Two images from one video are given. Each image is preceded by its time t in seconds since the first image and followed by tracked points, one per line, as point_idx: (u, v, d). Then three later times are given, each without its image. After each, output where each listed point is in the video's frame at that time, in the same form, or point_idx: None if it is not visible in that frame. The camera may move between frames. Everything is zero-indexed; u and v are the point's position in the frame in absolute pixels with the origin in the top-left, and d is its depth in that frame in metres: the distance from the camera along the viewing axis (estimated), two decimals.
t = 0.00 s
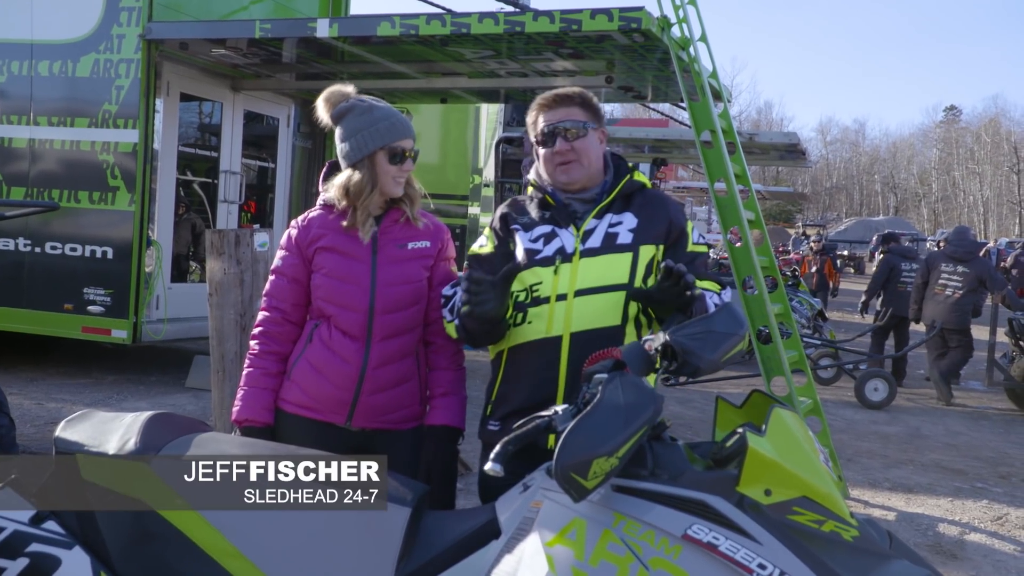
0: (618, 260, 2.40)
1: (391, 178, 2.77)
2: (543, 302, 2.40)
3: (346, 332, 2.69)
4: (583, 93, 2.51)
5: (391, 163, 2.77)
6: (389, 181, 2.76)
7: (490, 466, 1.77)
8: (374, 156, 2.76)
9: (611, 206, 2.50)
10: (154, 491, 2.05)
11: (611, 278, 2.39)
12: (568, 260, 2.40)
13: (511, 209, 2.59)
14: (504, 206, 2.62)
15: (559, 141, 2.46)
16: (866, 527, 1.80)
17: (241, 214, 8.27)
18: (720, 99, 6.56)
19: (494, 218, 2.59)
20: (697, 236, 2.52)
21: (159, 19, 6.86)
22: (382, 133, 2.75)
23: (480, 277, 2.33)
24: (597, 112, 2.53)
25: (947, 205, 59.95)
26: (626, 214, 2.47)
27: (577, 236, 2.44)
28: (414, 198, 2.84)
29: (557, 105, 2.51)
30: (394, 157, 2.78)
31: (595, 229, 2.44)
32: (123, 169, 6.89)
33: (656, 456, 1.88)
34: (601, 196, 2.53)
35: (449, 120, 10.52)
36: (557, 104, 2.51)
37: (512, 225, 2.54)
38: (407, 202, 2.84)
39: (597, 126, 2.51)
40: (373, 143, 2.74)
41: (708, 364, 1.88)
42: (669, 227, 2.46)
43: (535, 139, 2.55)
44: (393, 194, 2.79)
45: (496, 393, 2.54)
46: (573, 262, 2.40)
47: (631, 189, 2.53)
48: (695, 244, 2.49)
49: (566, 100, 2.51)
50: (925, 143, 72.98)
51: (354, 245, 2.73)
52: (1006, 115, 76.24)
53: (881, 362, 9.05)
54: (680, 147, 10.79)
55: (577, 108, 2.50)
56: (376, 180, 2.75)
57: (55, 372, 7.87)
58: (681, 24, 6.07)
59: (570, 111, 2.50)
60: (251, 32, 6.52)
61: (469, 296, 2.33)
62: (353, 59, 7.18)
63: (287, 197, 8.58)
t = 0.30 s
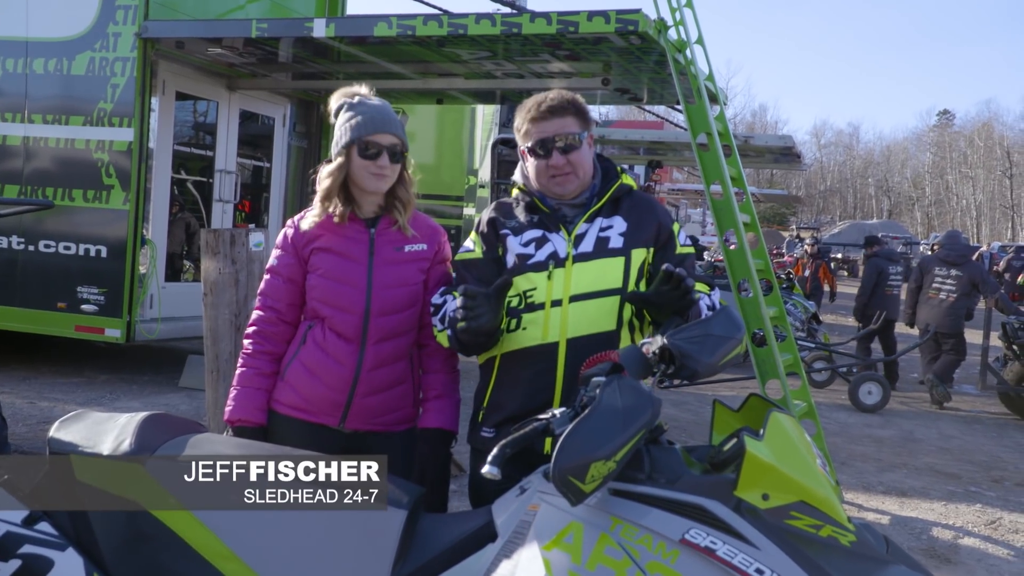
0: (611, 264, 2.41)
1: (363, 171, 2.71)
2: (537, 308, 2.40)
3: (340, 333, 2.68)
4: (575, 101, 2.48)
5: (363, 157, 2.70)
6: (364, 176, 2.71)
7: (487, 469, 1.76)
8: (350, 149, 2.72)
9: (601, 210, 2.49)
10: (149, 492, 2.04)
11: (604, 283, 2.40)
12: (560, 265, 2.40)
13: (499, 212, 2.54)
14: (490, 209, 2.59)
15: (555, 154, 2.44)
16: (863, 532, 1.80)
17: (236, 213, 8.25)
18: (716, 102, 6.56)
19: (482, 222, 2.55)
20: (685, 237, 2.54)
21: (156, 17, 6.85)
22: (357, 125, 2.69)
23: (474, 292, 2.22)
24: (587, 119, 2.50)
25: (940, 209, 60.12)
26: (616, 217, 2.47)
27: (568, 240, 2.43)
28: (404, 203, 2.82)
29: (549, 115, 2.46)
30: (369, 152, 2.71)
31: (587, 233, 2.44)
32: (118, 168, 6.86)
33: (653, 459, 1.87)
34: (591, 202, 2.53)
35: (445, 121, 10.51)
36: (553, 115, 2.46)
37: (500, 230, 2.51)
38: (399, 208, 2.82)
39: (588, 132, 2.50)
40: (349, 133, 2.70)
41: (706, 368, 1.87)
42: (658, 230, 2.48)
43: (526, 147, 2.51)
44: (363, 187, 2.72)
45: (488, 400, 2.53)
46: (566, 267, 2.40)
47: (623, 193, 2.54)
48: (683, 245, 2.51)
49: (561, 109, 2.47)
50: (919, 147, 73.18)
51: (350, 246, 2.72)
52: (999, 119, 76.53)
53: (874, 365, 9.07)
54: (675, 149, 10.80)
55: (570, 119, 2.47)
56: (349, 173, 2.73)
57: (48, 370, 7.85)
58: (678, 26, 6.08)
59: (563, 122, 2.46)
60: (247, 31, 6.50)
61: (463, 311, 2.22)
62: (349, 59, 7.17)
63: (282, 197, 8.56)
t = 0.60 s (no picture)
0: (609, 270, 2.41)
1: (350, 177, 2.71)
2: (537, 315, 2.39)
3: (334, 336, 2.67)
4: (574, 107, 2.46)
5: (348, 163, 2.70)
6: (352, 182, 2.71)
7: (484, 473, 1.76)
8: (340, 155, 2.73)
9: (598, 215, 2.49)
10: (143, 494, 2.03)
11: (603, 288, 2.40)
12: (560, 271, 2.39)
13: (494, 219, 2.54)
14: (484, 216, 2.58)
15: (553, 162, 2.42)
16: (861, 538, 1.80)
17: (231, 214, 8.23)
18: (712, 106, 6.57)
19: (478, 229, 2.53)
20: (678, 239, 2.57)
21: (151, 18, 6.83)
22: (343, 131, 2.70)
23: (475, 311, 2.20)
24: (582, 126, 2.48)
25: (934, 215, 60.34)
26: (612, 221, 2.48)
27: (567, 245, 2.42)
28: (397, 211, 2.79)
29: (547, 123, 2.43)
30: (354, 158, 2.70)
31: (584, 238, 2.44)
32: (112, 169, 6.85)
33: (650, 464, 1.87)
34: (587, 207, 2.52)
35: (440, 123, 10.51)
36: (552, 122, 2.43)
37: (496, 237, 2.50)
38: (391, 214, 2.78)
39: (582, 139, 2.48)
40: (338, 140, 2.72)
41: (703, 372, 1.87)
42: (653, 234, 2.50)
43: (522, 153, 2.49)
44: (353, 193, 2.73)
45: (488, 408, 2.51)
46: (565, 274, 2.39)
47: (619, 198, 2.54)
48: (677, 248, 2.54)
49: (560, 117, 2.44)
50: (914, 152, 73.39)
51: (347, 249, 2.71)
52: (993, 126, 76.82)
53: (868, 370, 9.08)
54: (671, 153, 10.81)
55: (568, 126, 2.44)
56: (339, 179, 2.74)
57: (41, 372, 7.82)
58: (675, 30, 6.08)
59: (561, 128, 2.44)
60: (243, 33, 6.49)
61: (467, 334, 2.19)
62: (345, 61, 7.16)
63: (277, 199, 8.56)
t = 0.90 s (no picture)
0: (611, 272, 2.41)
1: (348, 175, 2.70)
2: (538, 318, 2.39)
3: (330, 340, 2.66)
4: (567, 103, 2.49)
5: (347, 161, 2.69)
6: (350, 179, 2.70)
7: (481, 476, 1.76)
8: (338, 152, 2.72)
9: (598, 216, 2.49)
10: (140, 497, 2.02)
11: (605, 290, 2.40)
12: (562, 273, 2.39)
13: (494, 221, 2.52)
14: (483, 219, 2.57)
15: (544, 152, 2.43)
16: (857, 542, 1.79)
17: (226, 216, 8.21)
18: (708, 109, 6.57)
19: (478, 232, 2.52)
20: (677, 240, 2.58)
21: (146, 19, 6.81)
22: (342, 128, 2.69)
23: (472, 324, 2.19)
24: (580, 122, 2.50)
25: (928, 218, 60.48)
26: (612, 224, 2.47)
27: (567, 248, 2.42)
28: (396, 212, 2.78)
29: (542, 115, 2.46)
30: (352, 155, 2.69)
31: (585, 240, 2.44)
32: (107, 170, 6.83)
33: (647, 467, 1.86)
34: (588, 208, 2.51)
35: (436, 125, 10.51)
36: (542, 113, 2.47)
37: (495, 240, 2.48)
38: (390, 216, 2.77)
39: (579, 134, 2.49)
40: (337, 137, 2.71)
41: (700, 375, 1.86)
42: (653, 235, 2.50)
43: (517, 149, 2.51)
44: (351, 192, 2.71)
45: (488, 411, 2.51)
46: (567, 275, 2.39)
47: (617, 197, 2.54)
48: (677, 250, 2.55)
49: (552, 109, 2.47)
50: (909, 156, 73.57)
51: (345, 253, 2.71)
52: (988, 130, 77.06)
53: (863, 373, 9.09)
54: (667, 156, 10.82)
55: (562, 118, 2.46)
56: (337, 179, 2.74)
57: (35, 373, 7.79)
58: (671, 33, 6.08)
59: (555, 121, 2.46)
60: (239, 35, 6.49)
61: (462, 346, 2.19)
62: (341, 63, 7.15)
63: (272, 201, 8.52)
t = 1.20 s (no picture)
0: (605, 267, 2.39)
1: (343, 182, 2.69)
2: (533, 314, 2.38)
3: (331, 345, 2.66)
4: (561, 102, 2.51)
5: (341, 168, 2.69)
6: (345, 187, 2.69)
7: (483, 478, 1.77)
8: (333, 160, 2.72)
9: (593, 213, 2.49)
10: (141, 506, 2.01)
11: (600, 285, 2.37)
12: (555, 270, 2.38)
13: (488, 224, 2.54)
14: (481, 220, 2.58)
15: (538, 151, 2.45)
16: (863, 535, 1.79)
17: (221, 224, 8.21)
18: (702, 105, 6.57)
19: (472, 234, 2.53)
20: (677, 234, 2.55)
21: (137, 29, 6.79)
22: (336, 135, 2.69)
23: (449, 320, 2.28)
24: (575, 122, 2.51)
25: (924, 209, 60.56)
26: (607, 219, 2.47)
27: (562, 245, 2.42)
28: (391, 216, 2.77)
29: (536, 114, 2.49)
30: (346, 162, 2.69)
31: (579, 236, 2.43)
32: (102, 181, 6.81)
33: (650, 465, 1.86)
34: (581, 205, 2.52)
35: (429, 129, 10.51)
36: (535, 113, 2.49)
37: (489, 240, 2.49)
38: (386, 220, 2.77)
39: (574, 134, 2.50)
40: (331, 144, 2.71)
41: (701, 372, 1.86)
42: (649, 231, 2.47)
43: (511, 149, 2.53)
44: (347, 200, 2.71)
45: (488, 411, 2.50)
46: (560, 272, 2.38)
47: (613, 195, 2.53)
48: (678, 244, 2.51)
49: (544, 109, 2.49)
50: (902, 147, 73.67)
51: (343, 259, 2.70)
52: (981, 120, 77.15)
53: (863, 365, 9.09)
54: (661, 154, 10.81)
55: (555, 117, 2.48)
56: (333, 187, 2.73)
57: (34, 386, 7.78)
58: (663, 30, 6.09)
59: (547, 120, 2.47)
60: (230, 42, 6.48)
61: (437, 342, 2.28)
62: (333, 68, 7.14)
63: (268, 208, 8.50)
